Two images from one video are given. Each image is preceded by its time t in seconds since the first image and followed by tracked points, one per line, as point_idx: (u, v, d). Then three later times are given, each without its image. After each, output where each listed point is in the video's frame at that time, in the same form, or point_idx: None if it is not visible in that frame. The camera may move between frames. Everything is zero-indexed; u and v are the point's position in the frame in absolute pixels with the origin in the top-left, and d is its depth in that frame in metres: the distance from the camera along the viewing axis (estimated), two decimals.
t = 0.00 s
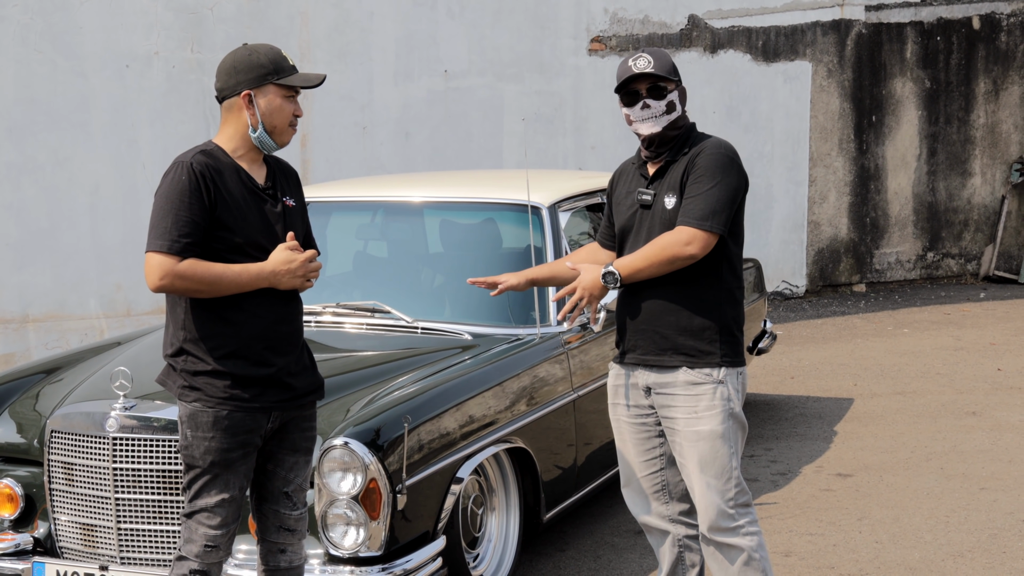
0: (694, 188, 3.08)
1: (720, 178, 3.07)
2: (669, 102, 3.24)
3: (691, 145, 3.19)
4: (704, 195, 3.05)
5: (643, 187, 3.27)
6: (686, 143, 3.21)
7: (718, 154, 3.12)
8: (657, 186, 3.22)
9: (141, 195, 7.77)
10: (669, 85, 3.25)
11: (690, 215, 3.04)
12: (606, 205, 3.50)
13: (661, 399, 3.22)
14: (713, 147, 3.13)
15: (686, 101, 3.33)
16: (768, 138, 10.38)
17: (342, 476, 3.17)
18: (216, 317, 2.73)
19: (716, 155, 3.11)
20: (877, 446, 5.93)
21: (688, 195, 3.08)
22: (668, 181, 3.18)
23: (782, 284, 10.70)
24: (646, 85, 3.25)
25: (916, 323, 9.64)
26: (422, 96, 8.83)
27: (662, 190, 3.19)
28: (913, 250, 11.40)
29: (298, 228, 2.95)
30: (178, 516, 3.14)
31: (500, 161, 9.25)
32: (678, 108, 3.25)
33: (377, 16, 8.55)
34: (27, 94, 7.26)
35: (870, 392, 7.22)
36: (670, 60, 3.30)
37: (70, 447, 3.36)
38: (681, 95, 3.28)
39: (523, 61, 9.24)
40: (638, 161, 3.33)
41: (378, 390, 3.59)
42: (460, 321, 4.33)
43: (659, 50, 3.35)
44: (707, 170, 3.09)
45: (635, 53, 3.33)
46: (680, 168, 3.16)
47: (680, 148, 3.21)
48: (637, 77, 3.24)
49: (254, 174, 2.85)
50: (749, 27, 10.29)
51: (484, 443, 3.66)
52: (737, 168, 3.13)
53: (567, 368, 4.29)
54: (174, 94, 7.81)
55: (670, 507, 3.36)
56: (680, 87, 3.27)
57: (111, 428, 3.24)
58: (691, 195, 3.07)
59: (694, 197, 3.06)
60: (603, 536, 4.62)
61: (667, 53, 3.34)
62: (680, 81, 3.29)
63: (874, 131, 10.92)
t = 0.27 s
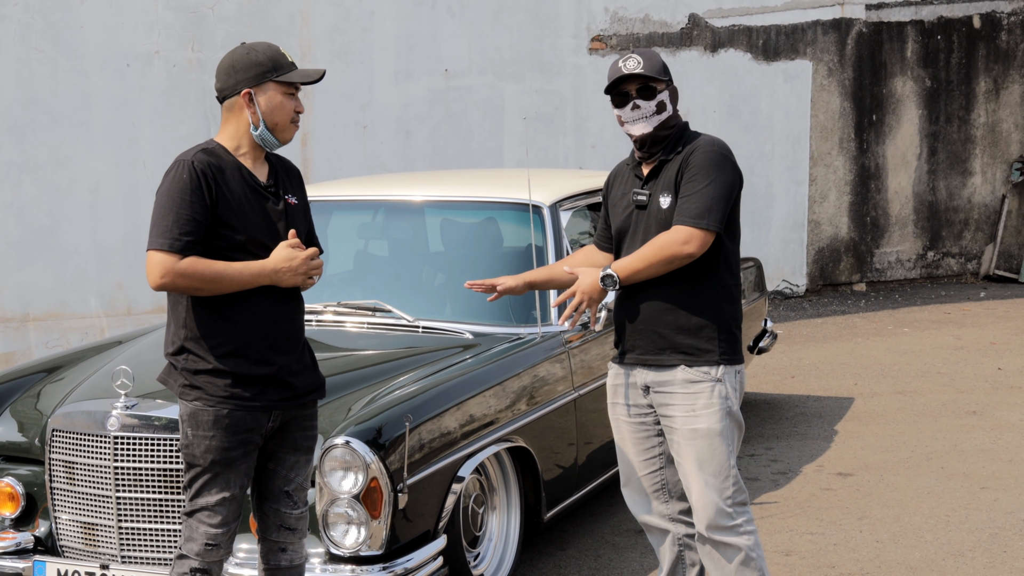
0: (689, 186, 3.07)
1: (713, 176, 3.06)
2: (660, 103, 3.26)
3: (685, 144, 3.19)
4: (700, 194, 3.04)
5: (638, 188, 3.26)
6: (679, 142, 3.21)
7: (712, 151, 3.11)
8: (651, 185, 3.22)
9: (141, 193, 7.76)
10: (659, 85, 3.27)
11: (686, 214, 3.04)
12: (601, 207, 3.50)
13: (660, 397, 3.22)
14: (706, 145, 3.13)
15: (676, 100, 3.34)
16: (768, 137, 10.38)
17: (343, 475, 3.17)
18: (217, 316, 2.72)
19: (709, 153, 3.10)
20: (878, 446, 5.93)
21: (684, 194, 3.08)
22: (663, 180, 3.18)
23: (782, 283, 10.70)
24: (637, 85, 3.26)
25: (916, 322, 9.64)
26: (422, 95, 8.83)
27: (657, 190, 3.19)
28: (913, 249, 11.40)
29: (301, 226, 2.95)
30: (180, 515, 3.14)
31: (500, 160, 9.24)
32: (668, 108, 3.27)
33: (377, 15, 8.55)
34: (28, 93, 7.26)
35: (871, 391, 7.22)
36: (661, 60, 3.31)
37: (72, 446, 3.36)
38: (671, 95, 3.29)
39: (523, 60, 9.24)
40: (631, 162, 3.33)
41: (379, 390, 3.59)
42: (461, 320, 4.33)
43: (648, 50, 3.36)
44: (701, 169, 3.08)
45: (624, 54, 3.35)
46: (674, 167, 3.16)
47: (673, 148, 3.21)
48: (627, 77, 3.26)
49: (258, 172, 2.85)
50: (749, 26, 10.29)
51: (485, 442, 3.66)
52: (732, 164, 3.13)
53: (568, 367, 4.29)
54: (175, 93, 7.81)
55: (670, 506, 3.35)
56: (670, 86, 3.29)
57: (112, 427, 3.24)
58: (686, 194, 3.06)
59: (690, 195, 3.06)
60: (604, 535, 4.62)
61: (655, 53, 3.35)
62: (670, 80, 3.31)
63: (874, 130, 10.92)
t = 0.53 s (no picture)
0: (688, 186, 3.07)
1: (712, 176, 3.05)
2: (656, 104, 3.27)
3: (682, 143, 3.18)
4: (699, 194, 3.03)
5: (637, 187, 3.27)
6: (677, 142, 3.21)
7: (711, 150, 3.09)
8: (651, 185, 3.22)
9: (141, 192, 7.76)
10: (654, 86, 3.27)
11: (686, 215, 3.03)
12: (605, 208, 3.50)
13: (656, 396, 3.23)
14: (704, 144, 3.12)
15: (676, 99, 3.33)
16: (768, 136, 10.38)
17: (344, 474, 3.16)
18: (218, 315, 2.72)
19: (707, 152, 3.09)
20: (878, 445, 5.93)
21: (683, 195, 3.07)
22: (661, 180, 3.18)
23: (782, 282, 10.70)
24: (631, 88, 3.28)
25: (916, 321, 9.64)
26: (422, 93, 8.82)
27: (656, 189, 3.19)
28: (913, 248, 11.40)
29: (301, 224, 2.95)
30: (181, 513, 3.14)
31: (500, 159, 9.24)
32: (666, 108, 3.27)
33: (377, 13, 8.54)
34: (28, 91, 7.25)
35: (871, 390, 7.22)
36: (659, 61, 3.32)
37: (72, 444, 3.36)
38: (668, 94, 3.28)
39: (523, 59, 9.24)
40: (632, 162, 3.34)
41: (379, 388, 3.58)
42: (462, 318, 4.33)
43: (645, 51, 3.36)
44: (700, 169, 3.07)
45: (621, 56, 3.36)
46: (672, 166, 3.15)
47: (671, 147, 3.20)
48: (622, 79, 3.28)
49: (256, 171, 2.85)
50: (749, 25, 10.29)
51: (485, 441, 3.66)
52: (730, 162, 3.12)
53: (568, 367, 4.29)
54: (175, 91, 7.81)
55: (671, 506, 3.33)
56: (666, 86, 3.29)
57: (113, 425, 3.24)
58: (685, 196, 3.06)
59: (690, 195, 3.05)
60: (605, 534, 4.62)
61: (653, 53, 3.35)
62: (667, 80, 3.30)
63: (874, 129, 10.92)
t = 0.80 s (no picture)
0: (700, 189, 3.04)
1: (724, 180, 3.02)
2: (648, 120, 3.24)
3: (696, 146, 3.15)
4: (711, 198, 3.00)
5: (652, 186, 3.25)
6: (689, 144, 3.17)
7: (724, 154, 3.06)
8: (665, 184, 3.21)
9: (141, 190, 7.76)
10: (647, 102, 3.24)
11: (699, 215, 3.00)
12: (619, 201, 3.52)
13: (656, 401, 3.22)
14: (719, 147, 3.08)
15: (683, 105, 3.28)
16: (768, 136, 10.38)
17: (344, 473, 3.16)
18: (211, 314, 2.73)
19: (720, 157, 3.05)
20: (878, 445, 5.94)
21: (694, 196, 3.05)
22: (674, 181, 3.16)
23: (782, 283, 10.71)
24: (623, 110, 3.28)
25: (916, 321, 9.65)
26: (422, 93, 8.82)
27: (668, 190, 3.18)
28: (913, 249, 11.40)
29: (301, 225, 2.95)
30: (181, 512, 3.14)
31: (500, 158, 9.24)
32: (660, 122, 3.24)
33: (377, 12, 8.53)
34: (28, 89, 7.25)
35: (870, 390, 7.22)
36: (653, 70, 3.26)
37: (73, 443, 3.36)
38: (667, 105, 3.24)
39: (524, 58, 9.23)
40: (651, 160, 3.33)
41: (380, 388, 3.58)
42: (462, 318, 4.32)
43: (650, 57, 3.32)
44: (711, 172, 3.04)
45: (622, 70, 3.35)
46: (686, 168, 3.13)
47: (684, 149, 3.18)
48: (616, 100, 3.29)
49: (258, 170, 2.85)
50: (750, 24, 10.28)
51: (486, 441, 3.66)
52: (744, 167, 3.08)
53: (569, 367, 4.29)
54: (175, 90, 7.81)
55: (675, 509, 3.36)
56: (663, 98, 3.24)
57: (114, 424, 3.24)
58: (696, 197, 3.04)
59: (700, 198, 3.02)
60: (604, 533, 4.62)
61: (656, 59, 3.30)
62: (667, 89, 3.25)
63: (874, 129, 10.92)
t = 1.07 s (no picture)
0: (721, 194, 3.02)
1: (747, 189, 2.99)
2: (676, 118, 3.22)
3: (721, 149, 3.12)
4: (731, 203, 2.98)
5: (676, 185, 3.25)
6: (714, 147, 3.14)
7: (750, 162, 3.03)
8: (688, 184, 3.20)
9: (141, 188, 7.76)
10: (675, 100, 3.21)
11: (717, 218, 2.98)
12: (640, 190, 3.51)
13: (668, 405, 3.21)
14: (744, 153, 3.05)
15: (713, 103, 3.24)
16: (768, 136, 10.38)
17: (345, 472, 3.16)
18: (200, 315, 2.73)
19: (745, 163, 3.03)
20: (878, 446, 5.94)
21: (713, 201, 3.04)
22: (697, 183, 3.15)
23: (782, 283, 10.71)
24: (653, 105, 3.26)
25: (915, 323, 9.65)
26: (422, 92, 8.81)
27: (691, 191, 3.17)
28: (912, 250, 11.40)
29: (292, 225, 2.94)
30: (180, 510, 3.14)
31: (500, 158, 9.24)
32: (687, 120, 3.22)
33: (378, 11, 8.53)
34: (29, 87, 7.24)
35: (870, 392, 7.22)
36: (682, 66, 3.22)
37: (73, 441, 3.36)
38: (697, 103, 3.21)
39: (524, 58, 9.23)
40: (676, 155, 3.32)
41: (380, 387, 3.58)
42: (462, 317, 4.32)
43: (684, 51, 3.27)
44: (735, 179, 3.01)
45: (652, 64, 3.31)
46: (710, 171, 3.11)
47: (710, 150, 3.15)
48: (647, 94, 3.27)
49: (248, 169, 2.85)
50: (750, 25, 10.28)
51: (486, 440, 3.67)
52: (769, 173, 3.05)
53: (569, 367, 4.30)
54: (176, 88, 7.81)
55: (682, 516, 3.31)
56: (693, 95, 3.21)
57: (114, 422, 3.24)
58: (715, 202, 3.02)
59: (720, 203, 3.00)
60: (604, 534, 4.62)
61: (689, 55, 3.25)
62: (698, 87, 3.21)
63: (874, 130, 10.92)
